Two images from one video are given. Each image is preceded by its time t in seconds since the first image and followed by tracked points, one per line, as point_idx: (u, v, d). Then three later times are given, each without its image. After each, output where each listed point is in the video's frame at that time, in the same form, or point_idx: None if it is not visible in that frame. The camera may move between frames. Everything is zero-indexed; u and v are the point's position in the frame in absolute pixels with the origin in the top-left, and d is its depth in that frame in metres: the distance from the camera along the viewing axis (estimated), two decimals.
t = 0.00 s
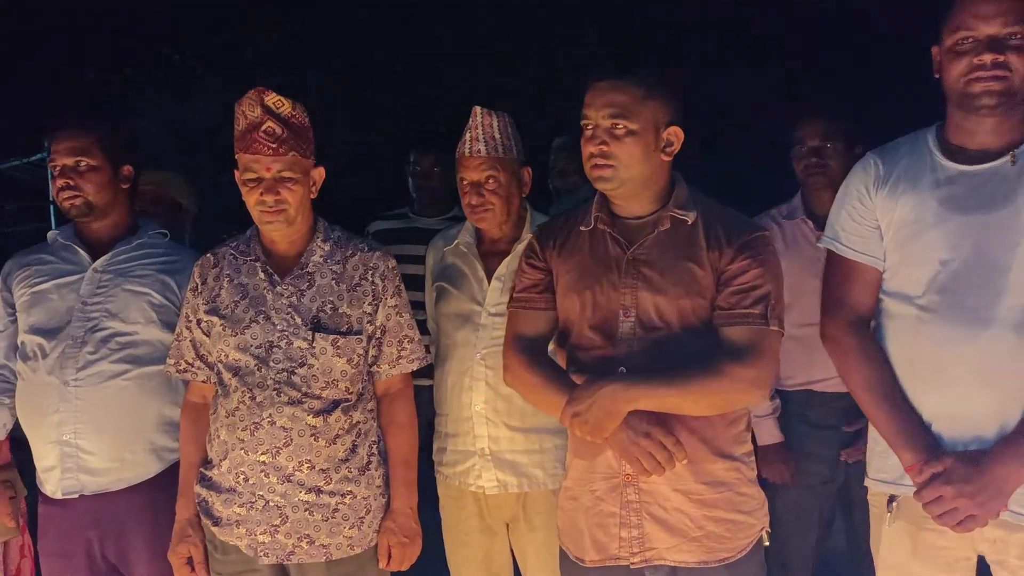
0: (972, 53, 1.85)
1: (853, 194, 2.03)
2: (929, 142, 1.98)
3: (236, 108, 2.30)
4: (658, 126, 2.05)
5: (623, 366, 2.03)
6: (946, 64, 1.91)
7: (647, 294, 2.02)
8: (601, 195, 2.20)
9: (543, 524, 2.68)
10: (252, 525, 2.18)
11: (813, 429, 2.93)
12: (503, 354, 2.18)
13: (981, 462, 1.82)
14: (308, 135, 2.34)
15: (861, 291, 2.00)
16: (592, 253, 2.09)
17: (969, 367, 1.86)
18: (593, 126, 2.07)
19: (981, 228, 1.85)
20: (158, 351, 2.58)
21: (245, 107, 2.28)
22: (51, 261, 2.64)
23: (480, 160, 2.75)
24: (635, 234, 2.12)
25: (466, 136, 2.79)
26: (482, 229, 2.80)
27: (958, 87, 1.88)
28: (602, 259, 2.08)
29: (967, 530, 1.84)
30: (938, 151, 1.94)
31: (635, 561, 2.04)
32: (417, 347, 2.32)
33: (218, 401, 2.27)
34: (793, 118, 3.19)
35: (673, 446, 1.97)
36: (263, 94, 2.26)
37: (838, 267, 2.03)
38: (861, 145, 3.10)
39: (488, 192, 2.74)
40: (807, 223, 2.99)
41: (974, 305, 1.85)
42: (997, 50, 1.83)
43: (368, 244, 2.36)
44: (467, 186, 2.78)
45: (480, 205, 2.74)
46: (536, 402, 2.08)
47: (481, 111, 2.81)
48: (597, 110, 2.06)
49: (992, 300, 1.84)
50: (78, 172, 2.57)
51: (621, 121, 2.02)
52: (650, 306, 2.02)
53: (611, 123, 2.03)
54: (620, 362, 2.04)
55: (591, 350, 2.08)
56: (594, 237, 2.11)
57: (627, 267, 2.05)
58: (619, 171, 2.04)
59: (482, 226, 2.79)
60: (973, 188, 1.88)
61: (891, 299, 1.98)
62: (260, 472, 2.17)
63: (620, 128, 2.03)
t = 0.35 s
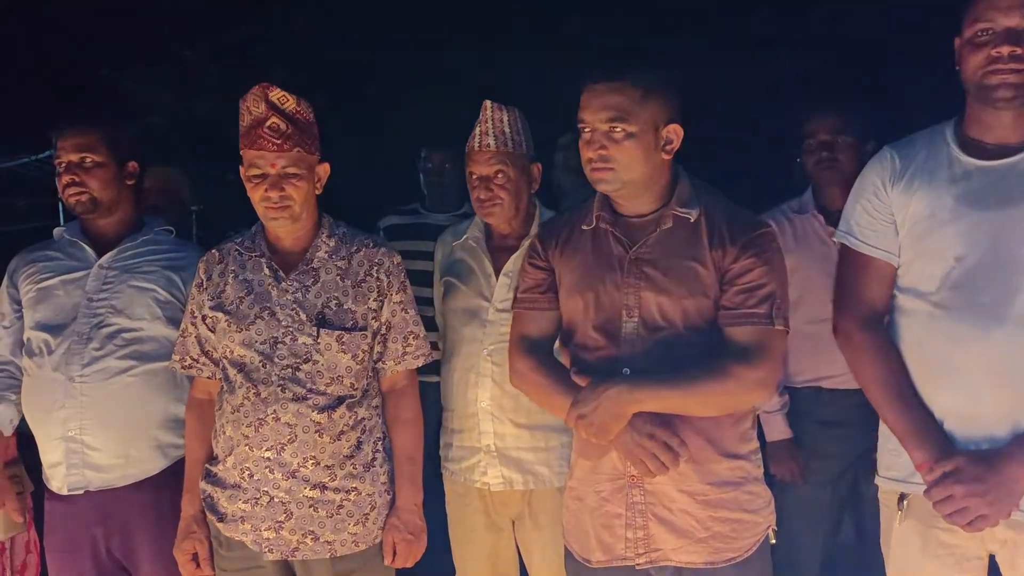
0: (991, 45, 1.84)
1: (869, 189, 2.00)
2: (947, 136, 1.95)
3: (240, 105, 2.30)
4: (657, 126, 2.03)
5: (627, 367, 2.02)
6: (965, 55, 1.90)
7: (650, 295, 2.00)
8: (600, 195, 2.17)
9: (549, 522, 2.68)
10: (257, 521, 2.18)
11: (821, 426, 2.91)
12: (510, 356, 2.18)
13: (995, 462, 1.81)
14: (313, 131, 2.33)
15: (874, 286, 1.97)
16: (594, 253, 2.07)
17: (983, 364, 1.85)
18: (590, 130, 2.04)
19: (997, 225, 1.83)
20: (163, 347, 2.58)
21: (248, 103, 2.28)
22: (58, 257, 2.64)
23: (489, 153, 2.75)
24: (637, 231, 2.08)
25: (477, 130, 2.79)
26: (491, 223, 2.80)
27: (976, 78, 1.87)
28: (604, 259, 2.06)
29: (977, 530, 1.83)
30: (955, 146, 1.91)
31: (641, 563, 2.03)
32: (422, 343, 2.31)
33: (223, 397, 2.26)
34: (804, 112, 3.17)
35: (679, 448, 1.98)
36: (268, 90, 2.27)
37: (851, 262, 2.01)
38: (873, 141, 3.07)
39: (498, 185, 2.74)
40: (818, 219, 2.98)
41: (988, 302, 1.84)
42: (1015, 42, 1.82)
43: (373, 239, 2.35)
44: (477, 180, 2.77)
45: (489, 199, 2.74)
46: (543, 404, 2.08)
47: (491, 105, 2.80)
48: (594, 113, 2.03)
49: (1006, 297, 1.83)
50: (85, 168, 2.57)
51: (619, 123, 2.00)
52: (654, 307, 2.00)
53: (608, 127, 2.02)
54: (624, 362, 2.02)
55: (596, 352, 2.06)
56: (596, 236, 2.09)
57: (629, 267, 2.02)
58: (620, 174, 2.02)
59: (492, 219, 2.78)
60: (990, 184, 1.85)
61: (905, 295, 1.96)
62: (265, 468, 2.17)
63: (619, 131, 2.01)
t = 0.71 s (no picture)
0: (994, 42, 1.82)
1: (878, 185, 1.98)
2: (958, 133, 1.92)
3: (244, 102, 2.29)
4: (659, 124, 2.00)
5: (630, 371, 2.00)
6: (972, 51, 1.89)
7: (653, 297, 1.98)
8: (596, 195, 2.15)
9: (555, 521, 2.67)
10: (260, 519, 2.17)
11: (828, 425, 2.89)
12: (511, 359, 2.17)
13: (1003, 463, 1.78)
14: (317, 127, 2.33)
15: (884, 283, 1.95)
16: (594, 254, 2.05)
17: (993, 363, 1.82)
18: (593, 133, 2.00)
19: (1008, 222, 1.80)
20: (167, 345, 2.58)
21: (252, 100, 2.27)
22: (62, 256, 2.65)
23: (496, 150, 2.73)
24: (638, 231, 2.08)
25: (484, 126, 2.77)
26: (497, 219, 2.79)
27: (980, 75, 1.86)
28: (604, 259, 2.04)
29: (984, 531, 1.81)
30: (967, 142, 1.89)
31: (648, 568, 2.01)
32: (426, 341, 2.30)
33: (227, 395, 2.26)
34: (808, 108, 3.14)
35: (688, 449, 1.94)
36: (270, 87, 2.26)
37: (860, 259, 1.99)
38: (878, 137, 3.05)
39: (506, 182, 2.73)
40: (823, 215, 2.95)
41: (997, 300, 1.81)
42: (1017, 39, 1.79)
43: (377, 237, 2.34)
44: (483, 177, 2.76)
45: (496, 195, 2.73)
46: (548, 407, 2.07)
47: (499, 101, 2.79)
48: (596, 116, 1.98)
49: (1016, 295, 1.80)
50: (98, 168, 2.58)
51: (623, 125, 1.96)
52: (658, 310, 1.98)
53: (612, 129, 1.97)
54: (627, 367, 2.01)
55: (599, 353, 2.05)
56: (595, 236, 2.07)
57: (630, 268, 2.00)
58: (626, 177, 1.99)
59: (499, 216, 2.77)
60: (1001, 181, 1.82)
61: (914, 293, 1.93)
62: (268, 466, 2.16)
63: (624, 132, 1.97)
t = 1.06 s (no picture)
0: (984, 41, 1.83)
1: (877, 186, 1.97)
2: (956, 134, 1.92)
3: (243, 103, 2.29)
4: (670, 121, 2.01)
5: (628, 374, 1.99)
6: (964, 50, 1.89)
7: (651, 299, 1.97)
8: (596, 193, 2.14)
9: (554, 522, 2.66)
10: (257, 520, 2.18)
11: (827, 427, 2.88)
12: (507, 360, 2.16)
13: (998, 463, 1.77)
14: (316, 128, 2.33)
15: (881, 284, 1.94)
16: (591, 254, 2.05)
17: (991, 364, 1.81)
18: (614, 128, 1.97)
19: (1006, 223, 1.79)
20: (167, 346, 2.58)
21: (252, 101, 2.27)
22: (62, 257, 2.65)
23: (493, 151, 2.73)
24: (636, 233, 2.07)
25: (481, 128, 2.77)
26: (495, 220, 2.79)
27: (971, 74, 1.86)
28: (602, 260, 2.03)
29: (978, 532, 1.80)
30: (965, 144, 1.88)
31: (648, 572, 2.00)
32: (424, 342, 2.30)
33: (225, 396, 2.26)
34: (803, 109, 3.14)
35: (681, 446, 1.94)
36: (270, 88, 2.26)
37: (860, 260, 1.98)
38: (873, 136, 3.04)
39: (503, 183, 2.73)
40: (818, 216, 2.95)
41: (995, 301, 1.80)
42: (1005, 38, 1.80)
43: (376, 238, 2.34)
44: (481, 178, 2.75)
45: (494, 196, 2.73)
46: (546, 410, 2.06)
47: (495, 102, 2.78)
48: (619, 111, 1.96)
49: (1014, 297, 1.78)
50: (104, 171, 2.59)
51: (644, 120, 1.96)
52: (658, 313, 1.97)
53: (634, 124, 1.96)
54: (626, 369, 2.00)
55: (597, 357, 2.04)
56: (594, 237, 2.07)
57: (629, 270, 2.00)
58: (650, 171, 1.98)
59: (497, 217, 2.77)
60: (999, 182, 1.81)
61: (913, 294, 1.93)
62: (265, 467, 2.16)
63: (644, 126, 1.96)
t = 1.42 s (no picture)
0: (978, 46, 1.84)
1: (873, 189, 1.98)
2: (952, 137, 1.92)
3: (241, 107, 2.30)
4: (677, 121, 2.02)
5: (632, 374, 1.99)
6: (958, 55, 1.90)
7: (657, 299, 1.98)
8: (603, 194, 2.15)
9: (554, 523, 2.67)
10: (256, 521, 2.18)
11: (826, 428, 2.89)
12: (510, 358, 2.15)
13: (993, 464, 1.78)
14: (314, 132, 2.34)
15: (877, 287, 1.95)
16: (597, 255, 2.05)
17: (987, 366, 1.82)
18: (616, 126, 1.98)
19: (1000, 226, 1.79)
20: (166, 347, 2.59)
21: (250, 104, 2.28)
22: (62, 259, 2.66)
23: (485, 154, 2.74)
24: (643, 234, 2.07)
25: (475, 132, 2.77)
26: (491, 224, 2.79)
27: (965, 78, 1.88)
28: (608, 261, 2.04)
29: (975, 533, 1.80)
30: (961, 147, 1.88)
31: (648, 571, 2.01)
32: (422, 345, 2.31)
33: (224, 398, 2.27)
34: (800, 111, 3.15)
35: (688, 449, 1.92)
36: (268, 92, 2.27)
37: (857, 262, 1.98)
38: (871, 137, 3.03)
39: (496, 186, 2.73)
40: (814, 219, 2.95)
41: (989, 304, 1.81)
42: (998, 43, 1.81)
43: (374, 241, 2.35)
44: (476, 183, 2.76)
45: (488, 200, 2.73)
46: (547, 410, 2.07)
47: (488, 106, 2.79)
48: (622, 109, 1.97)
49: (1008, 299, 1.79)
50: (121, 175, 2.63)
51: (647, 119, 1.96)
52: (663, 313, 1.98)
53: (637, 122, 1.96)
54: (630, 368, 2.00)
55: (597, 357, 2.05)
56: (600, 238, 2.08)
57: (635, 270, 2.01)
58: (649, 172, 1.98)
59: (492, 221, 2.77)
60: (993, 185, 1.82)
61: (909, 297, 1.93)
62: (264, 468, 2.17)
63: (647, 125, 1.97)
